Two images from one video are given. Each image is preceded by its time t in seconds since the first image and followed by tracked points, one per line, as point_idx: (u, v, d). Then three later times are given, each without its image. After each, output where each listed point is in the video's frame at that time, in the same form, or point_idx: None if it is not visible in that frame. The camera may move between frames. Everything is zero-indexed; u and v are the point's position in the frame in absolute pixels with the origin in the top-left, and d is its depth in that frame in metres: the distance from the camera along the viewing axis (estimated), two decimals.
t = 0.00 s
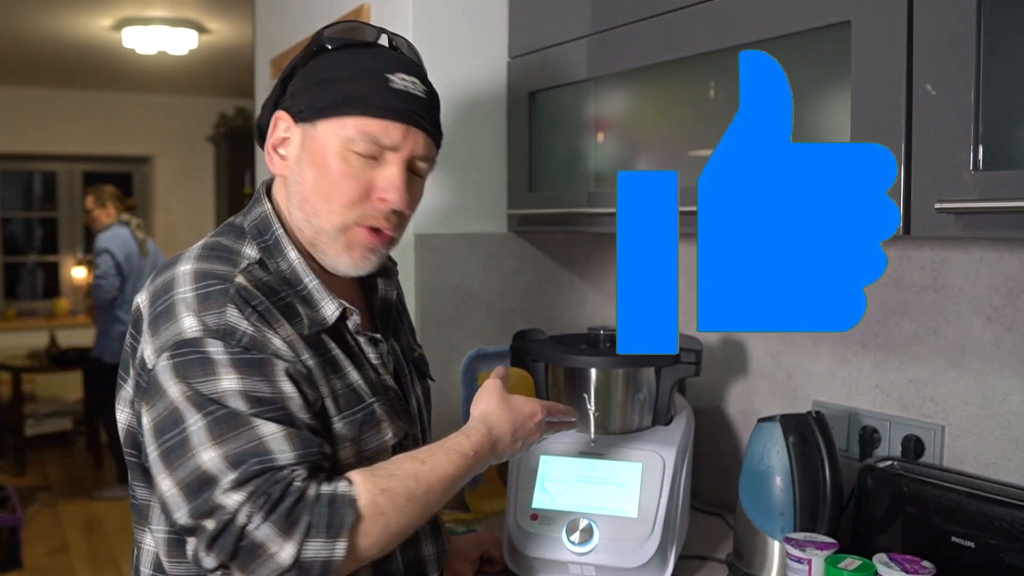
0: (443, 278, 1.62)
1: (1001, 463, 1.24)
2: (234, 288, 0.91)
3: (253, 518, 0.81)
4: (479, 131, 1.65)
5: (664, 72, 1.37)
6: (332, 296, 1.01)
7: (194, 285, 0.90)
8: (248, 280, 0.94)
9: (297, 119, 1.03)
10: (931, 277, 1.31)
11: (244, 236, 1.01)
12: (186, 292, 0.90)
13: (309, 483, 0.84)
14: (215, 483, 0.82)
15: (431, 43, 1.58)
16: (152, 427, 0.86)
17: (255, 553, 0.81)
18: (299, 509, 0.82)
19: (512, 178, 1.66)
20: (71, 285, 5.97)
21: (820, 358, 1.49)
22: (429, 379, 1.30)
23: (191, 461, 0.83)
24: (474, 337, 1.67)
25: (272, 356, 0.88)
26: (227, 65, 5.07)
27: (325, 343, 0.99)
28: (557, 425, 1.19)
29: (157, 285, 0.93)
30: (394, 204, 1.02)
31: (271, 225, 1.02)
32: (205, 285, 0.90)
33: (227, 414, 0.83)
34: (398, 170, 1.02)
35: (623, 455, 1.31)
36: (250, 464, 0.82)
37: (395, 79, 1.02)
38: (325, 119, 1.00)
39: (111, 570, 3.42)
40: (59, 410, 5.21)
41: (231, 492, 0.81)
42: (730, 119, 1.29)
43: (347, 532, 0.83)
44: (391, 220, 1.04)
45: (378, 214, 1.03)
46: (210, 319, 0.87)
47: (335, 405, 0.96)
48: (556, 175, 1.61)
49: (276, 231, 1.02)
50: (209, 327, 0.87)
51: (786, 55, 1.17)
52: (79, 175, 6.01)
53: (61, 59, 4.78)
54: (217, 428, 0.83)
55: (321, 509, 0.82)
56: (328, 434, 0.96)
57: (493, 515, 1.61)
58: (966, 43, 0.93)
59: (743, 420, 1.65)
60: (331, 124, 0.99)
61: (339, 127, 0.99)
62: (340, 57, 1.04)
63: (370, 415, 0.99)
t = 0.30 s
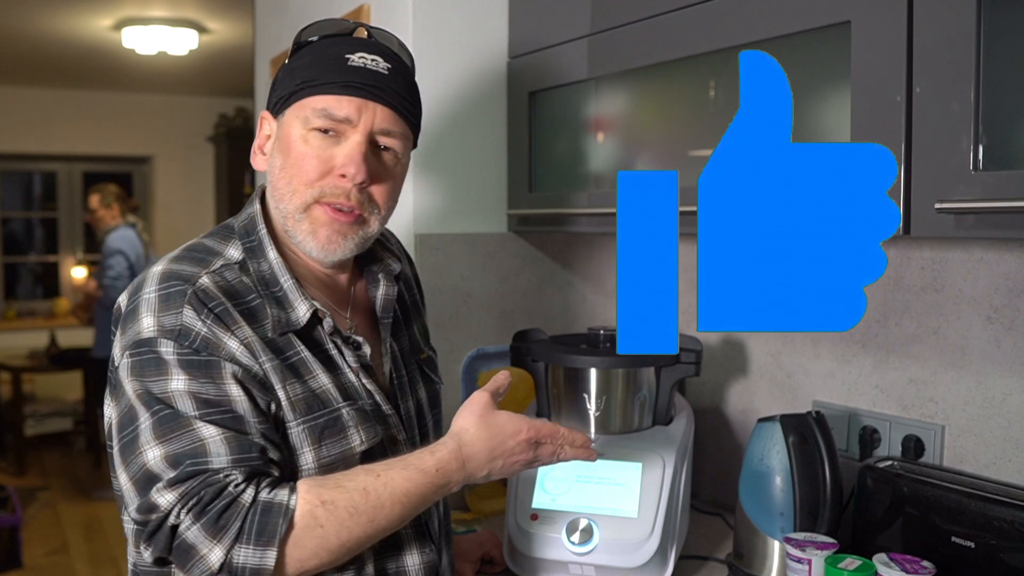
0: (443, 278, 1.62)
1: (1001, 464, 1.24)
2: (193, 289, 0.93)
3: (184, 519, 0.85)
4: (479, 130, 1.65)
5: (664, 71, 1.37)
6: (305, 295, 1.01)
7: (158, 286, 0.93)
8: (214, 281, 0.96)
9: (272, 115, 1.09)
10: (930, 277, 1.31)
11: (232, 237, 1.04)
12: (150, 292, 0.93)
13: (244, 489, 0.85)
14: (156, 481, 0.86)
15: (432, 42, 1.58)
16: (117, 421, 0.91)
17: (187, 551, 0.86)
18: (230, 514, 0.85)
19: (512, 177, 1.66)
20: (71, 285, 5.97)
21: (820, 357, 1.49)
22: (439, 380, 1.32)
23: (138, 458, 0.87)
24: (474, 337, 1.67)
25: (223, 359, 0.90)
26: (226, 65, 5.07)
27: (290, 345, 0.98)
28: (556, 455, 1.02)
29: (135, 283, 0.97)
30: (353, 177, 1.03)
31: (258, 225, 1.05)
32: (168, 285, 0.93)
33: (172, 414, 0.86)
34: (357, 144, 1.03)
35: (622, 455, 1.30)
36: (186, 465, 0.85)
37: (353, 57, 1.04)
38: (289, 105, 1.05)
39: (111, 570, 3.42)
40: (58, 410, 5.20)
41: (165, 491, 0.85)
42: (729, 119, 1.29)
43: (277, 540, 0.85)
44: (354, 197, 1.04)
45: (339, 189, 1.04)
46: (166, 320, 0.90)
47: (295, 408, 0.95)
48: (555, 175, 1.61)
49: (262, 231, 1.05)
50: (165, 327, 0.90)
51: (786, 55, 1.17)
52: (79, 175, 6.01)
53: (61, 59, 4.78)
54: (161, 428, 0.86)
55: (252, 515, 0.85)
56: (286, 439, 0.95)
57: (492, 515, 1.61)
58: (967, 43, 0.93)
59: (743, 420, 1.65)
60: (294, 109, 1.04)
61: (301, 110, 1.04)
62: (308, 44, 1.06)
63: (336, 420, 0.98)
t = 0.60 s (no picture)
0: (443, 278, 1.62)
1: (1000, 464, 1.24)
2: (197, 292, 0.92)
3: (197, 524, 0.84)
4: (479, 130, 1.65)
5: (664, 71, 1.37)
6: (308, 298, 1.01)
7: (161, 291, 0.93)
8: (218, 284, 0.95)
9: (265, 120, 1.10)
10: (930, 277, 1.31)
11: (232, 240, 1.04)
12: (153, 297, 0.92)
13: (255, 490, 0.85)
14: (166, 487, 0.85)
15: (431, 43, 1.58)
16: (122, 428, 0.90)
17: (201, 556, 0.85)
18: (243, 516, 0.84)
19: (512, 178, 1.66)
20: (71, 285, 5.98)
21: (820, 357, 1.49)
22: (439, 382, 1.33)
23: (147, 464, 0.86)
24: (474, 337, 1.67)
25: (230, 362, 0.90)
26: (227, 65, 5.07)
27: (296, 346, 0.99)
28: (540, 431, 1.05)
29: (134, 289, 0.97)
30: (343, 186, 1.03)
31: (258, 228, 1.05)
32: (171, 290, 0.92)
33: (181, 418, 0.86)
34: (346, 152, 1.03)
35: (622, 455, 1.31)
36: (196, 469, 0.84)
37: (340, 61, 1.03)
38: (280, 112, 1.05)
39: (111, 570, 3.42)
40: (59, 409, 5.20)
41: (176, 497, 0.84)
42: (729, 118, 1.29)
43: (292, 537, 0.84)
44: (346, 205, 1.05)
45: (331, 198, 1.04)
46: (171, 324, 0.90)
47: (303, 408, 0.96)
48: (556, 175, 1.61)
49: (262, 234, 1.05)
50: (170, 332, 0.89)
51: (785, 55, 1.17)
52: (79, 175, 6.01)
53: (61, 59, 4.78)
54: (170, 432, 0.85)
55: (265, 515, 0.84)
56: (293, 440, 0.96)
57: (493, 515, 1.61)
58: (967, 44, 0.93)
59: (743, 420, 1.65)
60: (284, 116, 1.05)
61: (290, 118, 1.04)
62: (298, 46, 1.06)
63: (342, 420, 0.99)
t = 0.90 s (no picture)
0: (443, 278, 1.62)
1: (1001, 464, 1.24)
2: (214, 296, 0.92)
3: (219, 529, 0.83)
4: (479, 130, 1.65)
5: (664, 72, 1.37)
6: (321, 303, 1.02)
7: (177, 293, 0.93)
8: (233, 289, 0.96)
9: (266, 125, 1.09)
10: (930, 277, 1.31)
11: (239, 243, 1.05)
12: (169, 299, 0.92)
13: (279, 499, 0.86)
14: (188, 490, 0.84)
15: (431, 43, 1.58)
16: (135, 430, 0.89)
17: (221, 561, 0.84)
18: (267, 524, 0.84)
19: (512, 178, 1.66)
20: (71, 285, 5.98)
21: (820, 357, 1.49)
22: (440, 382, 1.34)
23: (167, 466, 0.85)
24: (474, 337, 1.67)
25: (247, 368, 0.89)
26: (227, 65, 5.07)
27: (309, 352, 0.99)
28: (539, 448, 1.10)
29: (146, 291, 0.97)
30: (345, 198, 1.02)
31: (265, 232, 1.06)
32: (188, 293, 0.92)
33: (203, 420, 0.85)
34: (347, 162, 1.02)
35: (622, 455, 1.31)
36: (220, 473, 0.84)
37: (339, 68, 1.02)
38: (280, 119, 1.04)
39: (111, 570, 3.42)
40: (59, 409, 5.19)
41: (199, 500, 0.84)
42: (730, 118, 1.30)
43: (313, 549, 0.85)
44: (347, 215, 1.04)
45: (332, 209, 1.03)
46: (188, 327, 0.89)
47: (318, 414, 0.96)
48: (556, 175, 1.62)
49: (269, 238, 1.05)
50: (187, 335, 0.89)
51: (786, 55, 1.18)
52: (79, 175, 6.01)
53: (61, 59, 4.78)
54: (192, 434, 0.85)
55: (288, 525, 0.85)
56: (307, 447, 0.96)
57: (492, 515, 1.62)
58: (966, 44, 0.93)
59: (743, 420, 1.65)
60: (284, 123, 1.04)
61: (290, 125, 1.03)
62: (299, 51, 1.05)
63: (354, 426, 0.99)
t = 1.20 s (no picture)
0: (443, 278, 1.62)
1: (1001, 464, 1.24)
2: (207, 307, 0.92)
3: (185, 542, 0.86)
4: (480, 130, 1.65)
5: (664, 71, 1.37)
6: (319, 308, 1.02)
7: (171, 303, 0.92)
8: (229, 295, 0.95)
9: (275, 126, 1.09)
10: (930, 277, 1.31)
11: (241, 246, 1.05)
12: (162, 309, 0.92)
13: (248, 517, 0.87)
14: (161, 501, 0.87)
15: (432, 42, 1.58)
16: (125, 437, 0.92)
17: (186, 572, 0.87)
18: (233, 543, 0.86)
19: (512, 177, 1.66)
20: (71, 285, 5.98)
21: (820, 357, 1.49)
22: (442, 382, 1.35)
23: (144, 478, 0.88)
24: (474, 337, 1.67)
25: (232, 384, 0.89)
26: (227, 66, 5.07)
27: (303, 362, 0.99)
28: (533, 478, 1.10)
29: (145, 295, 0.97)
30: (359, 197, 1.04)
31: (268, 236, 1.06)
32: (182, 303, 0.92)
33: (180, 438, 0.87)
34: (361, 161, 1.04)
35: (622, 455, 1.31)
36: (191, 488, 0.85)
37: (351, 68, 1.03)
38: (291, 119, 1.05)
39: (111, 570, 3.42)
40: (59, 409, 5.18)
41: (167, 512, 0.86)
42: (731, 118, 1.30)
43: (279, 571, 0.86)
44: (362, 213, 1.06)
45: (346, 207, 1.05)
46: (177, 339, 0.89)
47: (312, 424, 0.96)
48: (556, 175, 1.62)
49: (272, 241, 1.05)
50: (175, 347, 0.89)
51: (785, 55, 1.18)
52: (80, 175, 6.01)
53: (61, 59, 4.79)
54: (168, 450, 0.86)
55: (256, 544, 0.86)
56: (300, 457, 0.96)
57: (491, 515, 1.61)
58: (966, 44, 0.93)
59: (743, 420, 1.65)
60: (296, 123, 1.04)
61: (303, 126, 1.03)
62: (307, 52, 1.05)
63: (349, 436, 0.99)
